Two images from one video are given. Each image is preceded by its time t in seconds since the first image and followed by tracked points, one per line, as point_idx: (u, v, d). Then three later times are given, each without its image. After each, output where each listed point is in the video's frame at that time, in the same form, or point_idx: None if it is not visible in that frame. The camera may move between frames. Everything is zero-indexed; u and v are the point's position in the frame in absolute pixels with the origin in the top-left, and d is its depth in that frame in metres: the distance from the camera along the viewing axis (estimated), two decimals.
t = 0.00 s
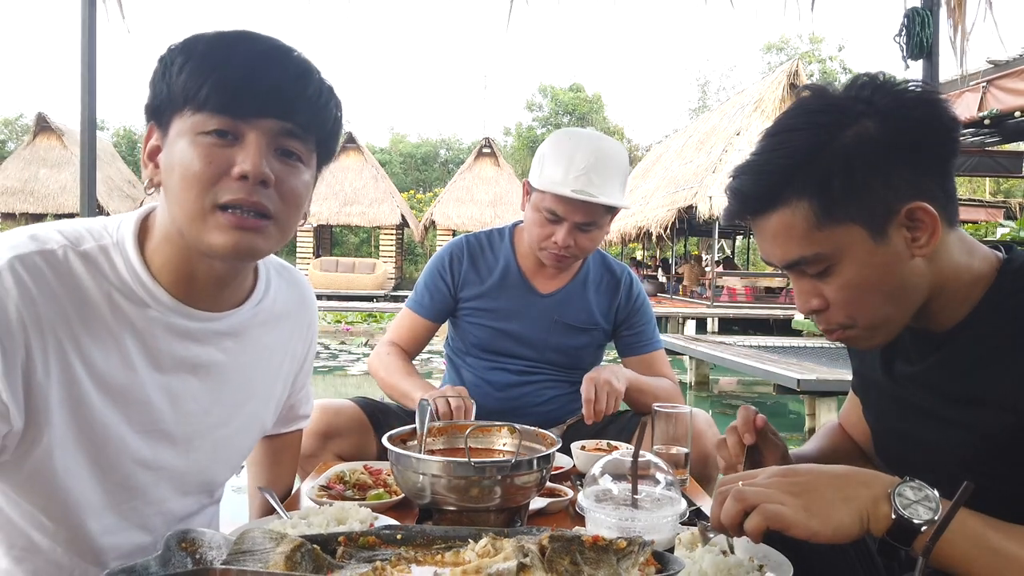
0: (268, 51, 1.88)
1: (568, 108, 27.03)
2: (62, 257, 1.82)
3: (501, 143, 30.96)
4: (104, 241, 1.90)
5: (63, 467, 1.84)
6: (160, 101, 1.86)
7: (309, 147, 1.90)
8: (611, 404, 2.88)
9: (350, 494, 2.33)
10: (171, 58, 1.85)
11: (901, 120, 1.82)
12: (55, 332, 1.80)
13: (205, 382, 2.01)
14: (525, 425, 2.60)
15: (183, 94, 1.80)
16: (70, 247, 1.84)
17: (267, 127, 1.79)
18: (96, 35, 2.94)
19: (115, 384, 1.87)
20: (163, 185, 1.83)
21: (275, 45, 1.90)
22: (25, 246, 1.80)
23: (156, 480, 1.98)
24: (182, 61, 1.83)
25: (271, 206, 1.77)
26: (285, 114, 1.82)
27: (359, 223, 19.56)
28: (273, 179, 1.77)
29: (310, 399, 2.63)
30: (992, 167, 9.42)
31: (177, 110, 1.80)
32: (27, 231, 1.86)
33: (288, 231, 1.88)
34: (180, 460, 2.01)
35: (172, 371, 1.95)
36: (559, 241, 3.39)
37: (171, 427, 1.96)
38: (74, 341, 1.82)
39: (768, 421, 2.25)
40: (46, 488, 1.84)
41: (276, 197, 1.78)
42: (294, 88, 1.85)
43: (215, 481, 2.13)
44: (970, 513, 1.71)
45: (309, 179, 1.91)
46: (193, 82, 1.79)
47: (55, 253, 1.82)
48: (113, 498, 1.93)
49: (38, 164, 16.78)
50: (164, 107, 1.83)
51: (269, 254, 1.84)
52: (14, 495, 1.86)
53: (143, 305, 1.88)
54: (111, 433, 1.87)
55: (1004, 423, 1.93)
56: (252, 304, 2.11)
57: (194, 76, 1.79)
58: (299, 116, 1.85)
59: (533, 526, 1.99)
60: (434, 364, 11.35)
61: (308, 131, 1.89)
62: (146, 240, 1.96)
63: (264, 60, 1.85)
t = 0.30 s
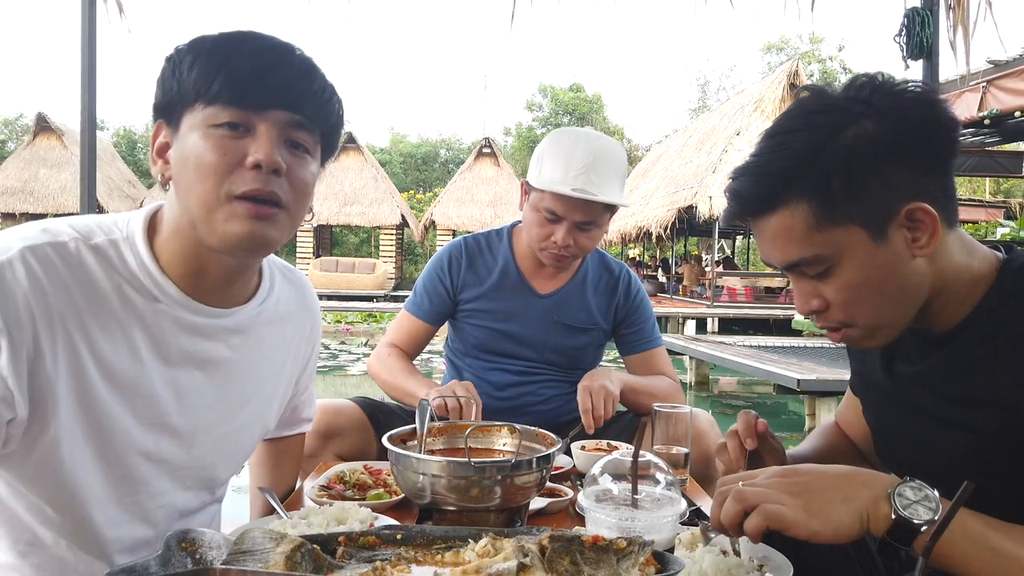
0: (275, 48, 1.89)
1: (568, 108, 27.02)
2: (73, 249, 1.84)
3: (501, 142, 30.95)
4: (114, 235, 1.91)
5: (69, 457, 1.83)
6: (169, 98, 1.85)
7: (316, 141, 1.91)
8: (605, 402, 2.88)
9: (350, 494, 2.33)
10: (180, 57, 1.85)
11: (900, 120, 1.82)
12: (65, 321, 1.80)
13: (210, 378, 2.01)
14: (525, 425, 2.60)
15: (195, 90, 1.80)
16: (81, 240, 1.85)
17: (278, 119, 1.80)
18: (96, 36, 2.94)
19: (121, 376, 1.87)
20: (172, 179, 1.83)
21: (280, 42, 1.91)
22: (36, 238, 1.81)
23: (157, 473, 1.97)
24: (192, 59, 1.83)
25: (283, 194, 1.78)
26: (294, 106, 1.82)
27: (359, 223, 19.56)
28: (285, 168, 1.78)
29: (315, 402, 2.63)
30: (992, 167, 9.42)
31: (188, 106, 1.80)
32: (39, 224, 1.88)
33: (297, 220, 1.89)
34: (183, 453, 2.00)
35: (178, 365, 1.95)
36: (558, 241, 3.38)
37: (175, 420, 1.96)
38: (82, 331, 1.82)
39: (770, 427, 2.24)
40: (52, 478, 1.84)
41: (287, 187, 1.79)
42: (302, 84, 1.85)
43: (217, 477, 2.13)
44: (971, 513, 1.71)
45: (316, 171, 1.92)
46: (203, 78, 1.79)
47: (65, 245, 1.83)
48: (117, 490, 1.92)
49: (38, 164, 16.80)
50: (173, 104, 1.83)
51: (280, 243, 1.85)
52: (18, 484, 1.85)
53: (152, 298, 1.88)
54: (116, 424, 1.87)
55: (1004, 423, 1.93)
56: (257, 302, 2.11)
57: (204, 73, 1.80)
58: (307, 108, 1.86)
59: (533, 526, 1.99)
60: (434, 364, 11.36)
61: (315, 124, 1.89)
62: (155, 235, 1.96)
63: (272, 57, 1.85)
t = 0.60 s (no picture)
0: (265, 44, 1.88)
1: (568, 108, 27.01)
2: (64, 250, 1.83)
3: (501, 142, 30.94)
4: (103, 236, 1.90)
5: (68, 454, 1.83)
6: (154, 94, 1.83)
7: (304, 138, 1.93)
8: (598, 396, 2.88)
9: (350, 494, 2.33)
10: (165, 52, 1.82)
11: (900, 120, 1.82)
12: (62, 319, 1.80)
13: (204, 374, 2.01)
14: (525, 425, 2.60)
15: (185, 88, 1.78)
16: (71, 242, 1.85)
17: (271, 118, 1.81)
18: (96, 36, 2.94)
19: (117, 373, 1.87)
20: (160, 177, 1.82)
21: (270, 39, 1.89)
22: (27, 241, 1.81)
23: (157, 470, 1.97)
24: (180, 56, 1.80)
25: (278, 192, 1.80)
26: (287, 105, 1.83)
27: (359, 223, 19.56)
28: (278, 167, 1.80)
29: (310, 398, 2.63)
30: (992, 167, 9.43)
31: (176, 103, 1.79)
32: (29, 227, 1.89)
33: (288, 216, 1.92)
34: (180, 450, 2.00)
35: (172, 362, 1.95)
36: (554, 239, 3.38)
37: (171, 417, 1.96)
38: (79, 328, 1.82)
39: (772, 420, 2.25)
40: (50, 476, 1.84)
41: (281, 185, 1.82)
42: (294, 82, 1.86)
43: (216, 473, 2.11)
44: (971, 513, 1.71)
45: (303, 167, 1.94)
46: (195, 76, 1.78)
47: (57, 246, 1.83)
48: (117, 488, 1.92)
49: (38, 164, 16.80)
50: (161, 101, 1.81)
51: (275, 237, 1.87)
52: (17, 484, 1.85)
53: (142, 296, 1.88)
54: (112, 421, 1.87)
55: (1003, 422, 1.94)
56: (246, 297, 2.11)
57: (196, 70, 1.78)
58: (299, 107, 1.87)
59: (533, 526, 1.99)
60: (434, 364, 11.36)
61: (305, 122, 1.91)
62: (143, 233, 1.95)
63: (264, 55, 1.84)
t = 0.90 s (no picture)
0: (259, 44, 1.87)
1: (568, 108, 27.01)
2: (48, 250, 1.82)
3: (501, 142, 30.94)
4: (85, 235, 1.88)
5: (58, 456, 1.84)
6: (145, 93, 1.80)
7: (297, 137, 1.94)
8: (597, 399, 2.88)
9: (349, 494, 2.33)
10: (157, 49, 1.80)
11: (901, 120, 1.83)
12: (50, 321, 1.80)
13: (194, 374, 2.01)
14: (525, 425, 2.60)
15: (181, 89, 1.77)
16: (54, 242, 1.84)
17: (268, 120, 1.81)
18: (96, 37, 2.95)
19: (107, 374, 1.87)
20: (150, 176, 1.81)
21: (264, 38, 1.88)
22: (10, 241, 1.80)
23: (150, 470, 1.97)
24: (173, 56, 1.78)
25: (274, 195, 1.82)
26: (283, 106, 1.83)
27: (359, 223, 19.56)
28: (277, 169, 1.81)
29: (303, 395, 2.63)
30: (992, 167, 9.43)
31: (170, 103, 1.78)
32: (11, 226, 1.88)
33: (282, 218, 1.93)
34: (173, 450, 2.00)
35: (160, 362, 1.95)
36: (547, 235, 3.37)
37: (162, 418, 1.97)
38: (67, 330, 1.82)
39: (762, 418, 2.27)
40: (41, 477, 1.84)
41: (277, 186, 1.83)
42: (290, 83, 1.87)
43: (209, 471, 2.12)
44: (971, 513, 1.71)
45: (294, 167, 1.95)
46: (191, 78, 1.76)
47: (42, 247, 1.82)
48: (109, 487, 1.93)
49: (37, 164, 16.80)
50: (153, 99, 1.79)
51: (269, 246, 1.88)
52: (9, 487, 1.85)
53: (127, 296, 1.87)
54: (104, 422, 1.87)
55: (1003, 423, 1.93)
56: (234, 294, 2.11)
57: (191, 71, 1.76)
58: (294, 107, 1.87)
59: (533, 526, 1.99)
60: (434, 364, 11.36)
61: (299, 122, 1.91)
62: (126, 232, 1.93)
63: (260, 56, 1.84)
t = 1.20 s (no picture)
0: (265, 52, 1.87)
1: (568, 108, 27.00)
2: (47, 253, 1.82)
3: (501, 142, 30.93)
4: (84, 238, 1.87)
5: (57, 458, 1.83)
6: (150, 101, 1.78)
7: (299, 142, 1.95)
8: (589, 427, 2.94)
9: (350, 494, 2.33)
10: (161, 55, 1.78)
11: (902, 119, 1.83)
12: (50, 324, 1.79)
13: (194, 375, 2.02)
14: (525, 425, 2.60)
15: (189, 98, 1.76)
16: (53, 244, 1.83)
17: (277, 128, 1.82)
18: (96, 37, 2.95)
19: (107, 376, 1.87)
20: (151, 180, 1.81)
21: (269, 46, 1.88)
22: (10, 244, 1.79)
23: (151, 472, 1.97)
24: (180, 64, 1.76)
25: (284, 203, 1.83)
26: (291, 115, 1.85)
27: (359, 223, 19.56)
28: (285, 177, 1.82)
29: (304, 395, 2.62)
30: (992, 167, 9.43)
31: (178, 111, 1.76)
32: (11, 228, 1.86)
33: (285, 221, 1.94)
34: (174, 452, 2.01)
35: (160, 364, 1.95)
36: (537, 234, 3.38)
37: (163, 420, 1.97)
38: (67, 333, 1.82)
39: (771, 423, 2.26)
40: (41, 479, 1.84)
41: (287, 195, 1.84)
42: (293, 89, 1.88)
43: (210, 472, 2.12)
44: (971, 513, 1.71)
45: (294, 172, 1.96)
46: (201, 87, 1.76)
47: (40, 250, 1.81)
48: (109, 489, 1.93)
49: (37, 164, 16.80)
50: (160, 105, 1.78)
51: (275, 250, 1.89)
52: (9, 489, 1.85)
53: (127, 300, 1.87)
54: (104, 425, 1.87)
55: (1004, 424, 1.93)
56: (233, 296, 2.11)
57: (201, 80, 1.76)
58: (299, 115, 1.89)
59: (533, 526, 1.99)
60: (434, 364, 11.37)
61: (302, 127, 1.93)
62: (125, 234, 1.93)
63: (264, 63, 1.84)
